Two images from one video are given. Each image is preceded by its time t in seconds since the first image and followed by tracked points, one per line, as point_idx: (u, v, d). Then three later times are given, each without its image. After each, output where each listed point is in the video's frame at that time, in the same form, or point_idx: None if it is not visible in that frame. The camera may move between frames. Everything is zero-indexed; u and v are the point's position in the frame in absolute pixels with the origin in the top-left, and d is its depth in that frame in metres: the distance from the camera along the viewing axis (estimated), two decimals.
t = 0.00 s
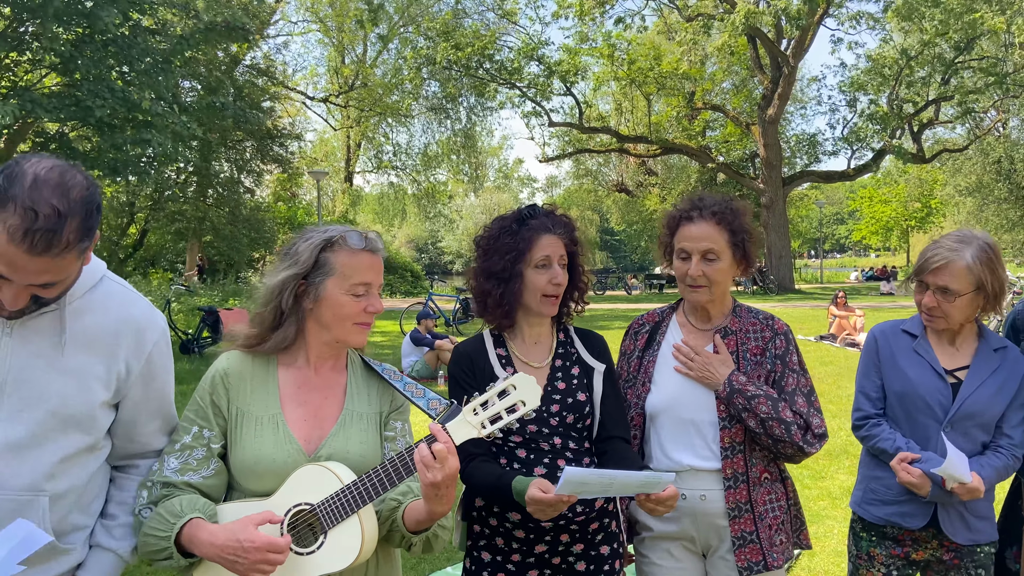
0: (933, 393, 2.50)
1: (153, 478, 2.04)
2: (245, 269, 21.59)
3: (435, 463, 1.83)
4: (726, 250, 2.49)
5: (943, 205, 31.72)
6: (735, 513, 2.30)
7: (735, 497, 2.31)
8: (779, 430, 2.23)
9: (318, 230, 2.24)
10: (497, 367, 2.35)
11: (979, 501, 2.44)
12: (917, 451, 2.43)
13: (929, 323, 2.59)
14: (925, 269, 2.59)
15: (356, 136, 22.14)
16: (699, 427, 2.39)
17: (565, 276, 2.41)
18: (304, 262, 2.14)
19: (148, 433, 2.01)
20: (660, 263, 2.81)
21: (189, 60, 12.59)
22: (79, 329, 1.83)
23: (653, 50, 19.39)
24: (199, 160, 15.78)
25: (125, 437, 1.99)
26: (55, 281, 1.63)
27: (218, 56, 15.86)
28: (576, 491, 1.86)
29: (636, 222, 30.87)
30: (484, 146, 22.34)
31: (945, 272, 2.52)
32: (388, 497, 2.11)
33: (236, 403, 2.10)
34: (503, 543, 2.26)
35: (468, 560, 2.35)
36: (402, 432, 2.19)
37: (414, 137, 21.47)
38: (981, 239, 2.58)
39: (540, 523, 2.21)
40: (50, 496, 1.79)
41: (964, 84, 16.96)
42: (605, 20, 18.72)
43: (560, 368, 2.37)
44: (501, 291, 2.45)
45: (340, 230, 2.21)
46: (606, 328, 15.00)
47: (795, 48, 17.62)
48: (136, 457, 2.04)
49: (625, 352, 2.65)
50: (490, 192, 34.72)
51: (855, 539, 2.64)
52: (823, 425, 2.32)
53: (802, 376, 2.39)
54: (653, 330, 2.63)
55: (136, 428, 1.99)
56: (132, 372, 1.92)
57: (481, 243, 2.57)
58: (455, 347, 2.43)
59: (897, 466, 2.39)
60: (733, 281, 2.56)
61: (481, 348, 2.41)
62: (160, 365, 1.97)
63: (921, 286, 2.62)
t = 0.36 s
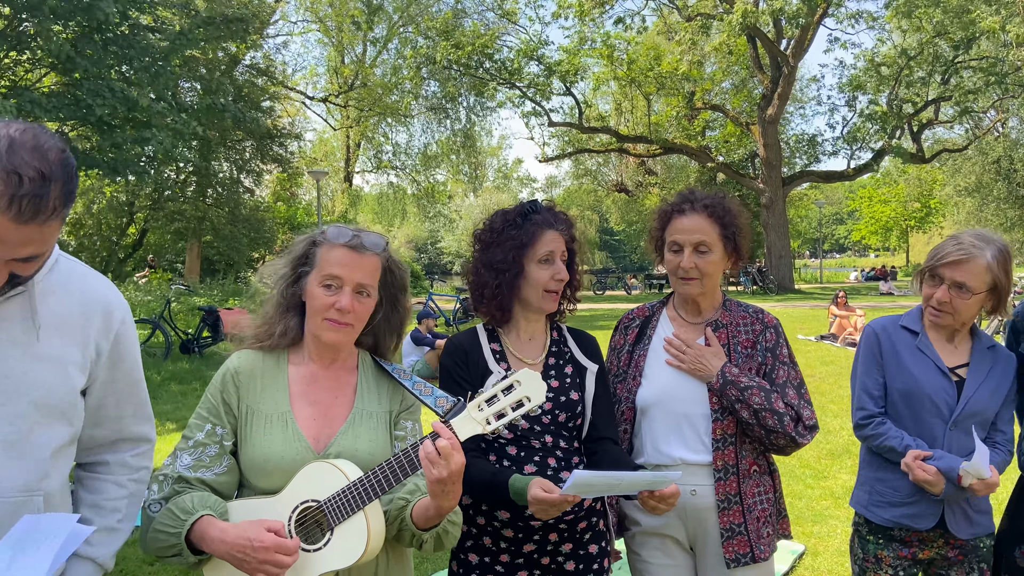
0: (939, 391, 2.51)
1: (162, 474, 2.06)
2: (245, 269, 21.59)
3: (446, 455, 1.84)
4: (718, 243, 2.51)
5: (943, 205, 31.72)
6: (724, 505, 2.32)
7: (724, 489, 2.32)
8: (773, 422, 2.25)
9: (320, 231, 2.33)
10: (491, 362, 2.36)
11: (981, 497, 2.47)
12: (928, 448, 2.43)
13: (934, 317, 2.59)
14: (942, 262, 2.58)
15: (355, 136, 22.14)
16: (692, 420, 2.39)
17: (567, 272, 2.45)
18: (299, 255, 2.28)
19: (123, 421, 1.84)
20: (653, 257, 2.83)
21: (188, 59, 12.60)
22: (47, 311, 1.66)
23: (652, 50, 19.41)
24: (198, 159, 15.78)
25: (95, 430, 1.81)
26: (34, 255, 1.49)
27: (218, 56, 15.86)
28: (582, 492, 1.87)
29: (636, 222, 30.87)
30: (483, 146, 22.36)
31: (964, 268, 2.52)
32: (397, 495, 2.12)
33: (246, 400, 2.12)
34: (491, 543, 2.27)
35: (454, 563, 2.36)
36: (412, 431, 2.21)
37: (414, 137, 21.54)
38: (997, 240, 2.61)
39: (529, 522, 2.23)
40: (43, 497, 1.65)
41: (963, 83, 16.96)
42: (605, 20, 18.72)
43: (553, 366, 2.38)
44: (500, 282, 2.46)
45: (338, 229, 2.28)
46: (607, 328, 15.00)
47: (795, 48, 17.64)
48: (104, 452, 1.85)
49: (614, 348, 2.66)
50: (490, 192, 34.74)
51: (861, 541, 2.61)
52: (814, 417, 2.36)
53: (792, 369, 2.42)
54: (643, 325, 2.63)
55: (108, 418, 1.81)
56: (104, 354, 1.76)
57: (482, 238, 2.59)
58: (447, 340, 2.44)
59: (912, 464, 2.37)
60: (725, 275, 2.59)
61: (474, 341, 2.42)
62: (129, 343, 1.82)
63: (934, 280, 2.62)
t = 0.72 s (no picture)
0: (958, 392, 2.46)
1: (171, 468, 2.09)
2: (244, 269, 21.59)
3: (455, 448, 1.84)
4: (713, 241, 2.51)
5: (942, 205, 31.73)
6: (720, 503, 2.31)
7: (720, 487, 2.32)
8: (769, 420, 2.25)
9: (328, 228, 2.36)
10: (477, 361, 2.38)
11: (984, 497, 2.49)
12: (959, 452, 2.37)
13: (944, 315, 2.54)
14: (953, 262, 2.53)
15: (355, 136, 22.15)
16: (686, 418, 2.39)
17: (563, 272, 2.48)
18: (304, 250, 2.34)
19: (20, 407, 1.63)
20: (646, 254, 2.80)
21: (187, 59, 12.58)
22: None
23: (652, 50, 19.43)
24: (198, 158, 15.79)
25: None
26: None
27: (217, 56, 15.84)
28: (575, 496, 1.90)
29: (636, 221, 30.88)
30: (483, 146, 22.36)
31: (978, 267, 2.51)
32: (409, 489, 2.10)
33: (254, 396, 2.15)
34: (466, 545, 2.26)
35: (429, 565, 2.34)
36: (422, 429, 2.20)
37: (414, 137, 21.54)
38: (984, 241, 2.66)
39: (505, 524, 2.23)
40: None
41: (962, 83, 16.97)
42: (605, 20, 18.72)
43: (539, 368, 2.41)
44: (491, 283, 2.44)
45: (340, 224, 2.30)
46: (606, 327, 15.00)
47: (794, 48, 17.65)
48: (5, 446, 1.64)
49: (607, 346, 2.66)
50: (489, 192, 34.75)
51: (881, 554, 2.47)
52: (808, 415, 2.35)
53: (785, 367, 2.43)
54: (638, 323, 2.63)
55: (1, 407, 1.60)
56: None
57: (473, 236, 2.58)
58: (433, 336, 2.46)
59: (954, 469, 2.29)
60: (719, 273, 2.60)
61: (463, 337, 2.44)
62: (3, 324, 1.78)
63: (940, 279, 2.57)
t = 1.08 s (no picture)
0: (962, 392, 2.45)
1: (169, 468, 2.08)
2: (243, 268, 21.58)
3: (447, 453, 1.83)
4: (714, 239, 2.50)
5: (941, 205, 31.78)
6: (723, 503, 2.30)
7: (723, 487, 2.31)
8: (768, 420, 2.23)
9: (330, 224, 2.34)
10: (472, 359, 2.39)
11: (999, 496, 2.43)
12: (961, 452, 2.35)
13: (947, 315, 2.53)
14: (957, 261, 2.52)
15: (354, 136, 22.20)
16: (687, 417, 2.39)
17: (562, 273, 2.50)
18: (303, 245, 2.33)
19: None
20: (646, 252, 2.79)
21: (187, 58, 12.58)
22: None
23: (652, 50, 19.41)
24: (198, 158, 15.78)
25: None
26: None
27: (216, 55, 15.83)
28: (585, 478, 1.93)
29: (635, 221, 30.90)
30: (482, 146, 22.38)
31: (982, 267, 2.49)
32: (407, 490, 2.08)
33: (252, 395, 2.14)
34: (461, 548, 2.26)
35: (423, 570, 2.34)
36: (422, 428, 2.17)
37: (413, 136, 21.62)
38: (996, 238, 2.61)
39: (500, 526, 2.24)
40: None
41: (961, 83, 16.97)
42: (604, 19, 18.70)
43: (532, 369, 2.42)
44: (486, 283, 2.42)
45: (343, 221, 2.29)
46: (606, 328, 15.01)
47: (793, 49, 17.66)
48: None
49: (608, 347, 2.65)
50: (488, 192, 34.85)
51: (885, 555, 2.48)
52: (812, 412, 2.34)
53: (788, 365, 2.42)
54: (638, 323, 2.63)
55: None
56: None
57: (469, 236, 2.58)
58: (430, 334, 2.48)
59: (955, 471, 2.28)
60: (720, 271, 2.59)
61: (456, 335, 2.45)
62: None
63: (944, 278, 2.56)
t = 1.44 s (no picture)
0: (928, 383, 2.55)
1: (162, 467, 2.06)
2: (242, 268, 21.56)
3: (440, 460, 1.81)
4: (721, 238, 2.49)
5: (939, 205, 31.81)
6: (731, 498, 2.30)
7: (731, 482, 2.31)
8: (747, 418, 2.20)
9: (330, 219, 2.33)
10: (480, 355, 2.36)
11: (976, 498, 2.42)
12: (906, 439, 2.48)
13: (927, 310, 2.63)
14: (933, 255, 2.62)
15: (353, 136, 22.22)
16: (694, 411, 2.39)
17: (561, 269, 2.47)
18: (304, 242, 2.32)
19: (60, 406, 1.48)
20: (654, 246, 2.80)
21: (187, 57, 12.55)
22: None
23: (651, 50, 19.39)
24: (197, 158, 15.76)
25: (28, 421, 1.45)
26: None
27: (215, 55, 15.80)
28: (607, 449, 1.95)
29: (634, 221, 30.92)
30: (480, 146, 22.40)
31: (951, 260, 2.56)
32: (400, 493, 2.08)
33: (246, 394, 2.13)
34: (474, 547, 2.26)
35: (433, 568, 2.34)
36: (419, 429, 2.16)
37: (412, 136, 21.63)
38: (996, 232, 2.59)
39: (513, 523, 2.23)
40: None
41: (961, 83, 16.97)
42: (603, 19, 18.69)
43: (538, 363, 2.41)
44: (487, 284, 2.43)
45: (343, 217, 2.28)
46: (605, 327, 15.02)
47: (792, 48, 17.65)
48: (42, 448, 1.48)
49: (614, 343, 2.65)
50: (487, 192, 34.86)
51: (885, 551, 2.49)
52: (811, 395, 2.34)
53: (792, 351, 2.42)
54: (645, 319, 2.65)
55: (40, 408, 1.45)
56: (26, 320, 1.42)
57: (472, 229, 2.57)
58: (435, 331, 2.46)
59: (882, 452, 2.44)
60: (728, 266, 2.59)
61: (462, 332, 2.42)
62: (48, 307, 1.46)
63: (928, 274, 2.66)
